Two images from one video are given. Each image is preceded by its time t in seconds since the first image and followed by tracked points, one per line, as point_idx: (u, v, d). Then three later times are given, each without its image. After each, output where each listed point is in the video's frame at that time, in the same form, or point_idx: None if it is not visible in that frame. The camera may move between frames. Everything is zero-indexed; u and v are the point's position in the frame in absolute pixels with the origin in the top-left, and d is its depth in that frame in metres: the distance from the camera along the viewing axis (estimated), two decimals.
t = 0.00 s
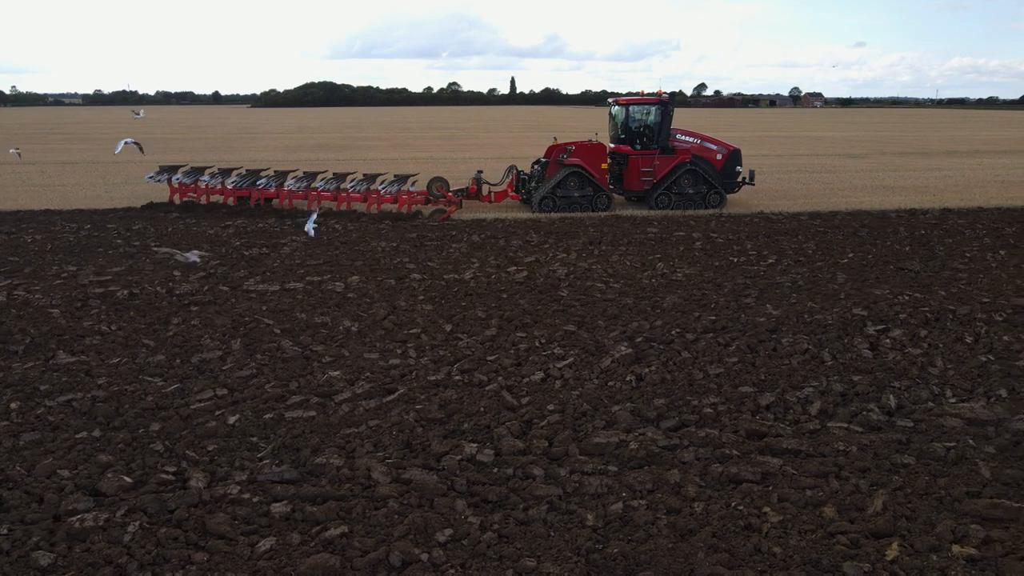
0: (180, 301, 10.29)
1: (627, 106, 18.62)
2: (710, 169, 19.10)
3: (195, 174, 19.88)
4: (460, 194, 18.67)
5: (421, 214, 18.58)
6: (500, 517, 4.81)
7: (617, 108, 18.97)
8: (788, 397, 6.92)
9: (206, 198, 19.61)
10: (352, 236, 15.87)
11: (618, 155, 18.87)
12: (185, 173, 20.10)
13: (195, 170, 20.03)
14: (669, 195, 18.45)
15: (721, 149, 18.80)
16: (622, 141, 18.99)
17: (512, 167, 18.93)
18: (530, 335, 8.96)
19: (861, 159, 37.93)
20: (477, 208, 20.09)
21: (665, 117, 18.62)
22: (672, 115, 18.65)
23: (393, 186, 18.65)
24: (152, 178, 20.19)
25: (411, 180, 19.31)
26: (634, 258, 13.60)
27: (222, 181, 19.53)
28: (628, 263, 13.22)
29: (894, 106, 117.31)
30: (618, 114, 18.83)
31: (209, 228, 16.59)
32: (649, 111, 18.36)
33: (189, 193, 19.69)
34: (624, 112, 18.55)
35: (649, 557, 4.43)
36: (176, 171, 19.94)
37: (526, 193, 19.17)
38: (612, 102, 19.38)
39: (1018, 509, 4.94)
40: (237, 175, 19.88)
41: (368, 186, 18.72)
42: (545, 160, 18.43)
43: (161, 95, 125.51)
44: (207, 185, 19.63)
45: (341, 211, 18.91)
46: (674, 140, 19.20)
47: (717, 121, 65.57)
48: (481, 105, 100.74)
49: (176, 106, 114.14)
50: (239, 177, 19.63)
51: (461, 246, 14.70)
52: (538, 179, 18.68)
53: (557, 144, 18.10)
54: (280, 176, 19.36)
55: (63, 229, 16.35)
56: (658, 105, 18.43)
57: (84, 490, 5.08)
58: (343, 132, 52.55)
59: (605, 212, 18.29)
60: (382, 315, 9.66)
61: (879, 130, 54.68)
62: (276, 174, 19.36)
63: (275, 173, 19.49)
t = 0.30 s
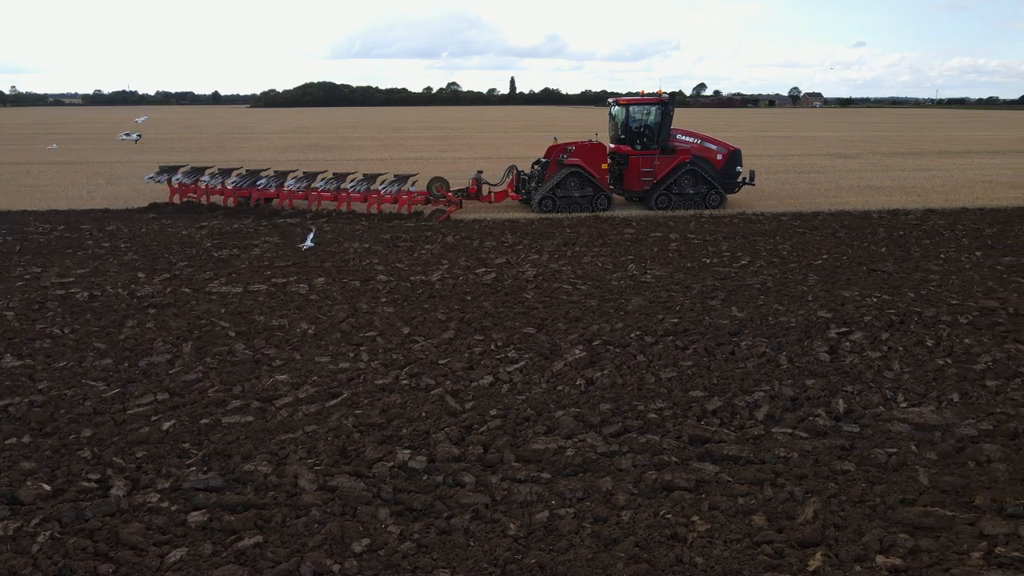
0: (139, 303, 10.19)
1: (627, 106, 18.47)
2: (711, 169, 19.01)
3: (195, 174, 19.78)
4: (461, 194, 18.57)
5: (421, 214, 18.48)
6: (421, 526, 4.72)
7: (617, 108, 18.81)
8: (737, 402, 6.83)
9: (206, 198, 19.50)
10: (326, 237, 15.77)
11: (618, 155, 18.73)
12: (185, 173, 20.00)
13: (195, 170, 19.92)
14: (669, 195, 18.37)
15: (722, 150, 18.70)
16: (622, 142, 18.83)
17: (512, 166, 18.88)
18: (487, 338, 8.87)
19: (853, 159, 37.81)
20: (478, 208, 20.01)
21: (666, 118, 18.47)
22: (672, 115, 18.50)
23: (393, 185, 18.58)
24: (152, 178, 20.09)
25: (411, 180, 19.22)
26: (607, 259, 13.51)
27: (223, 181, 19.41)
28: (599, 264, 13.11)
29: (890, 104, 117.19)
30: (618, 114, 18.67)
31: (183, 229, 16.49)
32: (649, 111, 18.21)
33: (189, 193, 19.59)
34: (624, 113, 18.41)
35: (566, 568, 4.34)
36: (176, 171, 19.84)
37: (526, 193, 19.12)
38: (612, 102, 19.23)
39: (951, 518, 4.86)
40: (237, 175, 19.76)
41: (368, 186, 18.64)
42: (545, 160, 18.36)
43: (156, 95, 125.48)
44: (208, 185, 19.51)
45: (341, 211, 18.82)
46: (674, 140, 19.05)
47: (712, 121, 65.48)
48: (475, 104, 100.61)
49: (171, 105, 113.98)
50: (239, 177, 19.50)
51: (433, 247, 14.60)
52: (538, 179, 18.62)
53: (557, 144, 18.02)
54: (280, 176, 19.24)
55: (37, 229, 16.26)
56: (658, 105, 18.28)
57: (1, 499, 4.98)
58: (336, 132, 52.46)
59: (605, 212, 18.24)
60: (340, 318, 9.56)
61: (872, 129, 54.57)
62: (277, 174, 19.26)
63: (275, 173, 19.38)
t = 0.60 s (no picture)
0: (94, 305, 10.09)
1: (627, 106, 18.35)
2: (710, 169, 18.89)
3: (194, 174, 19.67)
4: (460, 194, 18.52)
5: (421, 214, 18.42)
6: (335, 534, 4.63)
7: (617, 109, 18.68)
8: (682, 406, 6.73)
9: (206, 198, 19.39)
10: (298, 237, 15.67)
11: (618, 155, 18.63)
12: (184, 173, 19.89)
13: (194, 171, 19.81)
14: (669, 195, 18.31)
15: (722, 150, 18.60)
16: (621, 142, 18.71)
17: (511, 166, 18.78)
18: (441, 341, 8.76)
19: (844, 159, 37.71)
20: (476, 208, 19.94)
21: (665, 118, 18.35)
22: (672, 115, 18.39)
23: (392, 186, 18.54)
24: (150, 178, 19.96)
25: (410, 181, 19.21)
26: (578, 260, 13.42)
27: (221, 181, 19.30)
28: (568, 265, 12.99)
29: (885, 104, 117.08)
30: (618, 114, 18.55)
31: (155, 229, 16.38)
32: (648, 111, 18.09)
33: (188, 193, 19.49)
34: (624, 112, 18.28)
35: None
36: (175, 171, 19.72)
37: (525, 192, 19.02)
38: (612, 102, 19.10)
39: (878, 526, 4.77)
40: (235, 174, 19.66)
41: (367, 186, 18.63)
42: (544, 160, 18.23)
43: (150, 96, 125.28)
44: (207, 185, 19.34)
45: (341, 211, 18.78)
46: (674, 140, 18.89)
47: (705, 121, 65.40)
48: (470, 104, 100.46)
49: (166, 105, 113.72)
50: (238, 177, 19.41)
51: (403, 248, 14.50)
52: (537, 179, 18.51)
53: (556, 144, 17.89)
54: (279, 176, 19.18)
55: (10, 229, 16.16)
56: (657, 105, 18.15)
57: None
58: (330, 132, 52.34)
59: (604, 212, 18.17)
60: (296, 321, 9.45)
61: (865, 129, 54.48)
62: (276, 174, 19.20)
63: (274, 173, 19.31)
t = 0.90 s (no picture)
0: (50, 307, 9.99)
1: (627, 106, 18.27)
2: (709, 170, 18.67)
3: (193, 174, 19.52)
4: (459, 195, 18.43)
5: (420, 215, 18.27)
6: (243, 546, 4.53)
7: (617, 109, 18.57)
8: (624, 412, 6.63)
9: (206, 199, 19.25)
10: (268, 238, 15.57)
11: (616, 155, 18.52)
12: (183, 173, 19.74)
13: (193, 171, 19.66)
14: (667, 195, 18.22)
15: (721, 150, 18.42)
16: (620, 142, 18.61)
17: (510, 166, 18.67)
18: (393, 345, 8.66)
19: (836, 159, 37.56)
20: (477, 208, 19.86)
21: (665, 118, 18.24)
22: (672, 116, 18.27)
23: (391, 186, 18.39)
24: (149, 178, 19.81)
25: (409, 181, 19.06)
26: (548, 262, 13.32)
27: (221, 181, 19.16)
28: (536, 266, 12.87)
29: (883, 104, 116.86)
30: (618, 115, 18.45)
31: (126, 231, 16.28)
32: (648, 112, 17.99)
33: (187, 193, 19.36)
34: (623, 112, 18.20)
35: None
36: (174, 171, 19.57)
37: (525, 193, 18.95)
38: (611, 102, 19.00)
39: (801, 537, 4.67)
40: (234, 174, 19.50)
41: (366, 186, 18.47)
42: (544, 160, 18.15)
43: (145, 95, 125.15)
44: (206, 185, 19.19)
45: (340, 211, 18.64)
46: (674, 140, 18.64)
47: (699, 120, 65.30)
48: (466, 104, 100.27)
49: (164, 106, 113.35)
50: (237, 177, 19.26)
51: (373, 249, 14.41)
52: (537, 179, 18.44)
53: (555, 144, 17.82)
54: (278, 176, 19.03)
55: None
56: (657, 105, 18.05)
57: None
58: (327, 131, 52.16)
59: (603, 212, 18.09)
60: (250, 324, 9.34)
61: (858, 129, 54.35)
62: (274, 174, 19.04)
63: (273, 173, 19.15)
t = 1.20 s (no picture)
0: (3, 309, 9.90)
1: (626, 106, 18.19)
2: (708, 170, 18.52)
3: (193, 174, 19.41)
4: (457, 194, 18.32)
5: (419, 215, 18.15)
6: (145, 556, 4.44)
7: (616, 109, 18.48)
8: (563, 417, 6.53)
9: (206, 199, 19.14)
10: (238, 239, 15.48)
11: (615, 156, 18.42)
12: (183, 173, 19.63)
13: (192, 170, 19.54)
14: (666, 196, 18.10)
15: (721, 150, 18.30)
16: (619, 142, 18.51)
17: (509, 166, 18.56)
18: (343, 347, 8.56)
19: (827, 159, 37.48)
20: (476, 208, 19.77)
21: (664, 118, 18.15)
22: (672, 115, 18.17)
23: (390, 185, 18.25)
24: (148, 178, 19.70)
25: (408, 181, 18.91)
26: (516, 263, 13.23)
27: (220, 181, 19.05)
28: (504, 268, 12.76)
29: (882, 104, 116.50)
30: (617, 115, 18.36)
31: (96, 231, 16.20)
32: (647, 112, 17.90)
33: (187, 194, 19.26)
34: (623, 112, 18.13)
35: None
36: (173, 171, 19.47)
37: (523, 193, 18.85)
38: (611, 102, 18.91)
39: (718, 545, 4.59)
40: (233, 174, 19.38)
41: (365, 186, 18.33)
42: (542, 160, 18.07)
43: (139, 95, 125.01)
44: (206, 185, 19.08)
45: (339, 211, 18.50)
46: (672, 140, 18.46)
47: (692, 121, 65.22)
48: (463, 104, 100.03)
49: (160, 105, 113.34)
50: (236, 176, 19.14)
51: (342, 250, 14.32)
52: (535, 180, 18.35)
53: (553, 144, 17.73)
54: (277, 175, 18.90)
55: None
56: (656, 105, 17.96)
57: None
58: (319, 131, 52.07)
59: (602, 212, 17.98)
60: (202, 326, 9.24)
61: (851, 130, 54.26)
62: (273, 174, 18.91)
63: (272, 173, 19.02)
